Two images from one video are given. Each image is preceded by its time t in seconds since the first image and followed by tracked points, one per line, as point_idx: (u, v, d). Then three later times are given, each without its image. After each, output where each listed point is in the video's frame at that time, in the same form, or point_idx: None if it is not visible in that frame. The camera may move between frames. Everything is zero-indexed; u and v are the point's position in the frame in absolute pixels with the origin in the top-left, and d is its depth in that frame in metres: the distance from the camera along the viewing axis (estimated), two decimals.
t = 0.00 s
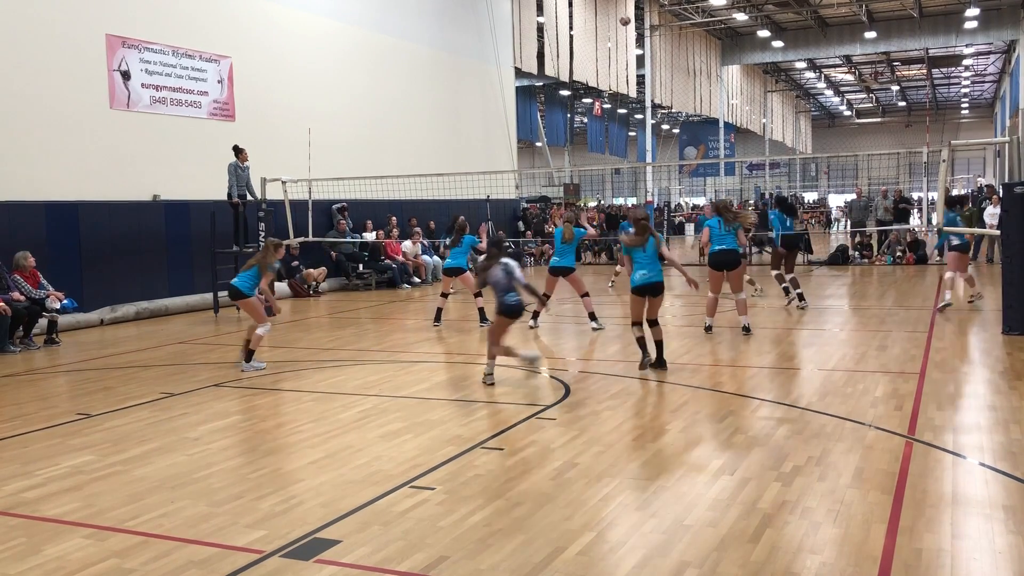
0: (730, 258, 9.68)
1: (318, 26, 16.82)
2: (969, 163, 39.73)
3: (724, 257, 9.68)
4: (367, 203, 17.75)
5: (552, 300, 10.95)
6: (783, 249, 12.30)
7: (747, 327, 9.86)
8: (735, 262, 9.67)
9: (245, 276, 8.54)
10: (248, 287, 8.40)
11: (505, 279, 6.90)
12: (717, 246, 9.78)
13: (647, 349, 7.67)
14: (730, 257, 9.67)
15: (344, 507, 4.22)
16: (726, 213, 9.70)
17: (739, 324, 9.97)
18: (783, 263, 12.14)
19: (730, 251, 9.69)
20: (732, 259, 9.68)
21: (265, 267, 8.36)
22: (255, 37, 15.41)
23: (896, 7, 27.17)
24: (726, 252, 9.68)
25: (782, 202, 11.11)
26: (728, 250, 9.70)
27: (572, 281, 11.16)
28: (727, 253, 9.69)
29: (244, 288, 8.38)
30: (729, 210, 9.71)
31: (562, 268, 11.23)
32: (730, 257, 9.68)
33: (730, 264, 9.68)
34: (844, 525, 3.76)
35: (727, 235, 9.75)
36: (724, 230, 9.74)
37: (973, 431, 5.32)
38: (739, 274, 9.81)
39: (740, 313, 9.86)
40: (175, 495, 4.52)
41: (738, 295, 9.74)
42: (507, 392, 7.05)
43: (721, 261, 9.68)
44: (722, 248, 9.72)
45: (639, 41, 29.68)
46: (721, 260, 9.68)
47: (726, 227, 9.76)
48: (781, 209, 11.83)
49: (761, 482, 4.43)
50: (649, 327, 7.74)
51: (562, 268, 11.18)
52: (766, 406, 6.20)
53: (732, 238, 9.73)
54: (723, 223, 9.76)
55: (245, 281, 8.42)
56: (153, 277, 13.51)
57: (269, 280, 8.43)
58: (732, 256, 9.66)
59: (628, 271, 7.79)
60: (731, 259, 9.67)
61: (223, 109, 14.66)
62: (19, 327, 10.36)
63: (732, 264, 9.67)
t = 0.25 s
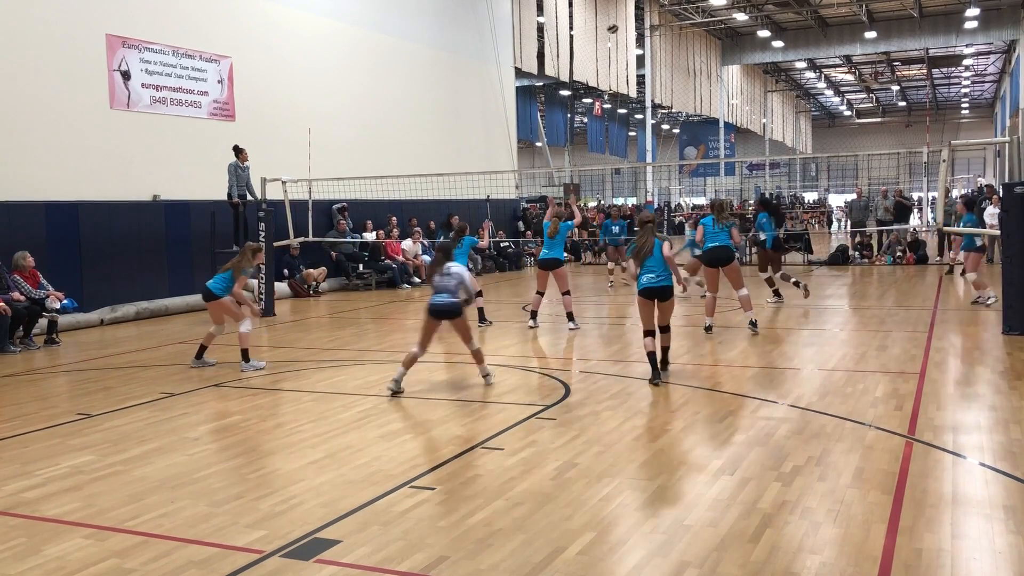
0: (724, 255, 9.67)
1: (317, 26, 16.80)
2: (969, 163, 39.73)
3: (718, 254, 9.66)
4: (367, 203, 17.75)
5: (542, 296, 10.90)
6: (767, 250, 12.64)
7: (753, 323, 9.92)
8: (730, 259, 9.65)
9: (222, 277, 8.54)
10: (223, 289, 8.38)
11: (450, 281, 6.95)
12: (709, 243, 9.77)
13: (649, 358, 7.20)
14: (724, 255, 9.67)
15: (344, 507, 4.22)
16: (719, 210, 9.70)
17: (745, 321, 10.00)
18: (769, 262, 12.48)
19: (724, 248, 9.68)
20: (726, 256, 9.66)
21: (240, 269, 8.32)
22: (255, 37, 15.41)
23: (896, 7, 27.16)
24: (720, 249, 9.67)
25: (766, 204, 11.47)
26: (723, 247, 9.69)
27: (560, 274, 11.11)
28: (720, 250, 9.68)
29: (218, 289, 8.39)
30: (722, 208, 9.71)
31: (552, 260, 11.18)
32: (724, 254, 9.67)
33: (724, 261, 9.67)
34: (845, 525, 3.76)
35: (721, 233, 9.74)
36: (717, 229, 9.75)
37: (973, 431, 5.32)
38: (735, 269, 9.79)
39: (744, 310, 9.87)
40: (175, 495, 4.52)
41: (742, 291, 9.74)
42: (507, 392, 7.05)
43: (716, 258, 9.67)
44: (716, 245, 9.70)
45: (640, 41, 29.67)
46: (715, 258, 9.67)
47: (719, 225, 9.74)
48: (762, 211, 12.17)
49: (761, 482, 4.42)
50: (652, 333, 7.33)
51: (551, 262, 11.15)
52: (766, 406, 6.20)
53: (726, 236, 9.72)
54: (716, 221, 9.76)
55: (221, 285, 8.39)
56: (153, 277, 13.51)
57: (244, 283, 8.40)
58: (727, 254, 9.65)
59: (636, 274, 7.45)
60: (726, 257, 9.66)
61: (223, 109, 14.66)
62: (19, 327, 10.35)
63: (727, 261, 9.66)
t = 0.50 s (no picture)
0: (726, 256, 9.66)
1: (317, 26, 16.79)
2: (969, 163, 39.73)
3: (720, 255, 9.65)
4: (367, 203, 17.75)
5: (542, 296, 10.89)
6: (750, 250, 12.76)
7: (755, 326, 9.93)
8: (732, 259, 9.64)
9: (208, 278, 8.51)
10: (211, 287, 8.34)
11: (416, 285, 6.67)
12: (712, 244, 9.76)
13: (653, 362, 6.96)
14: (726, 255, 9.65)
15: (344, 507, 4.22)
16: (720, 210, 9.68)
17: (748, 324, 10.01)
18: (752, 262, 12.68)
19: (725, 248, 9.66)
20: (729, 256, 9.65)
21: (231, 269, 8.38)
22: (255, 37, 15.40)
23: (896, 7, 27.16)
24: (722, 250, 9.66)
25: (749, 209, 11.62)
26: (724, 248, 9.68)
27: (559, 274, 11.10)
28: (722, 251, 9.67)
29: (206, 289, 8.31)
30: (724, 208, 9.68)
31: (552, 260, 11.18)
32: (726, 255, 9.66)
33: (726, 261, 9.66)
34: (845, 525, 3.76)
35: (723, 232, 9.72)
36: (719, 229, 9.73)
37: (973, 431, 5.32)
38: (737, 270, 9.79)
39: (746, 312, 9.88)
40: (175, 495, 4.52)
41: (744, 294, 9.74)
42: (507, 392, 7.05)
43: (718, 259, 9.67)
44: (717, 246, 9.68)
45: (640, 41, 29.66)
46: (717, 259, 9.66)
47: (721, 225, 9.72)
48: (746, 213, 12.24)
49: (761, 482, 4.42)
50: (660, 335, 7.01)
51: (551, 261, 11.14)
52: (766, 406, 6.20)
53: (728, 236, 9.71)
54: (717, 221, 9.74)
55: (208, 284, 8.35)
56: (153, 277, 13.51)
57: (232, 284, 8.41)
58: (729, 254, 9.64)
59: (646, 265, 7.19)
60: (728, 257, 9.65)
61: (223, 109, 14.66)
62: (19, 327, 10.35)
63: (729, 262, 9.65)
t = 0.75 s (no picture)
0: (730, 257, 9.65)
1: (317, 26, 16.79)
2: (969, 163, 39.72)
3: (724, 255, 9.64)
4: (367, 204, 17.75)
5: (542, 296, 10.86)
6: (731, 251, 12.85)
7: (754, 327, 9.87)
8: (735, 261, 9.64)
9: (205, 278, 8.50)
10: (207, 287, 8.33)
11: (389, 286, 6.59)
12: (716, 243, 9.74)
13: (662, 377, 6.46)
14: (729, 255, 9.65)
15: (344, 507, 4.22)
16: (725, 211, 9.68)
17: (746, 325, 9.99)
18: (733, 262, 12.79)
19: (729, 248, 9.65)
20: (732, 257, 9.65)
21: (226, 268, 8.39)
22: (255, 37, 15.40)
23: (896, 7, 27.15)
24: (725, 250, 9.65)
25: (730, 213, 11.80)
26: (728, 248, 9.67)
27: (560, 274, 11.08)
28: (726, 252, 9.66)
29: (202, 288, 8.28)
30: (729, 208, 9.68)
31: (552, 260, 11.17)
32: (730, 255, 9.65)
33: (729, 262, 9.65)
34: (845, 525, 3.76)
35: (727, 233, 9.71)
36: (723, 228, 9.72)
37: (973, 431, 5.32)
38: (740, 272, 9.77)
39: (747, 313, 9.86)
40: (175, 495, 4.52)
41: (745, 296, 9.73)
42: (507, 392, 7.05)
43: (721, 259, 9.65)
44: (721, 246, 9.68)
45: (640, 40, 29.67)
46: (721, 259, 9.65)
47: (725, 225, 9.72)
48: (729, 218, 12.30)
49: (762, 482, 4.42)
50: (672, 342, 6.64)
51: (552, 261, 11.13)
52: (766, 406, 6.20)
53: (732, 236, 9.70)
54: (722, 221, 9.73)
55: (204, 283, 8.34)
56: (153, 277, 13.51)
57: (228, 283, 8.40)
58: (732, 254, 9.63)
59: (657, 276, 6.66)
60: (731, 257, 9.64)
61: (223, 109, 14.66)
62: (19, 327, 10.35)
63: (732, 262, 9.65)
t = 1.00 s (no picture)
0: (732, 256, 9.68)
1: (317, 26, 16.79)
2: (969, 163, 39.73)
3: (726, 254, 9.66)
4: (367, 204, 17.75)
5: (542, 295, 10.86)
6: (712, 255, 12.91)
7: (754, 327, 9.87)
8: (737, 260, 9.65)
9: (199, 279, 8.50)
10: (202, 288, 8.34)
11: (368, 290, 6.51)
12: (718, 243, 9.75)
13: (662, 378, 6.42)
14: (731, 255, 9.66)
15: (344, 507, 4.22)
16: (729, 210, 9.68)
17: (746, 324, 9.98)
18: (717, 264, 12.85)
19: (732, 248, 9.67)
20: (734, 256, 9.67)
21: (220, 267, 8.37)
22: (255, 37, 15.40)
23: (896, 7, 27.14)
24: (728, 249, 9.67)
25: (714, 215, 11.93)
26: (730, 248, 9.69)
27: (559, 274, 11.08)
28: (728, 252, 9.68)
29: (197, 289, 8.29)
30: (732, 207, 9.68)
31: (553, 260, 11.17)
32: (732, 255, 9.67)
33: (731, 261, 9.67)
34: (845, 525, 3.76)
35: (730, 232, 9.72)
36: (726, 227, 9.73)
37: (973, 431, 5.32)
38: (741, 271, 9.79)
39: (747, 313, 9.86)
40: (175, 495, 4.52)
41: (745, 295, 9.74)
42: (507, 392, 7.05)
43: (723, 258, 9.67)
44: (724, 246, 9.69)
45: (640, 40, 29.66)
46: (723, 258, 9.67)
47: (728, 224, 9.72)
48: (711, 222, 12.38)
49: (762, 482, 4.42)
50: (676, 341, 6.61)
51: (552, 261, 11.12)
52: (766, 406, 6.20)
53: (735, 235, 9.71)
54: (725, 220, 9.73)
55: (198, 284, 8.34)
56: (153, 277, 13.51)
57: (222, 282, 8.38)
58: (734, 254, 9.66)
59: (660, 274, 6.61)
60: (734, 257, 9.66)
61: (223, 109, 14.67)
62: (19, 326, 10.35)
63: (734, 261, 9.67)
